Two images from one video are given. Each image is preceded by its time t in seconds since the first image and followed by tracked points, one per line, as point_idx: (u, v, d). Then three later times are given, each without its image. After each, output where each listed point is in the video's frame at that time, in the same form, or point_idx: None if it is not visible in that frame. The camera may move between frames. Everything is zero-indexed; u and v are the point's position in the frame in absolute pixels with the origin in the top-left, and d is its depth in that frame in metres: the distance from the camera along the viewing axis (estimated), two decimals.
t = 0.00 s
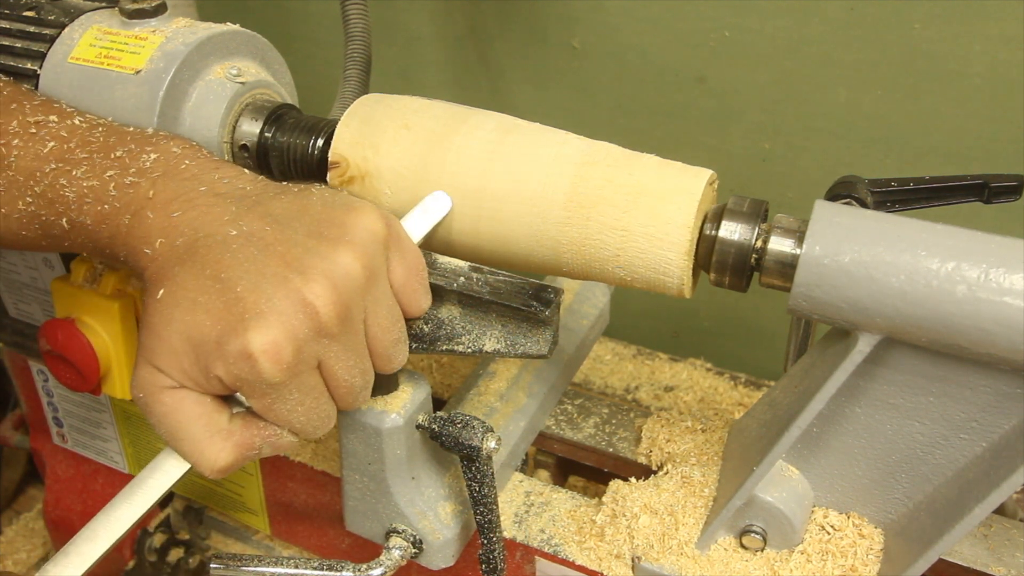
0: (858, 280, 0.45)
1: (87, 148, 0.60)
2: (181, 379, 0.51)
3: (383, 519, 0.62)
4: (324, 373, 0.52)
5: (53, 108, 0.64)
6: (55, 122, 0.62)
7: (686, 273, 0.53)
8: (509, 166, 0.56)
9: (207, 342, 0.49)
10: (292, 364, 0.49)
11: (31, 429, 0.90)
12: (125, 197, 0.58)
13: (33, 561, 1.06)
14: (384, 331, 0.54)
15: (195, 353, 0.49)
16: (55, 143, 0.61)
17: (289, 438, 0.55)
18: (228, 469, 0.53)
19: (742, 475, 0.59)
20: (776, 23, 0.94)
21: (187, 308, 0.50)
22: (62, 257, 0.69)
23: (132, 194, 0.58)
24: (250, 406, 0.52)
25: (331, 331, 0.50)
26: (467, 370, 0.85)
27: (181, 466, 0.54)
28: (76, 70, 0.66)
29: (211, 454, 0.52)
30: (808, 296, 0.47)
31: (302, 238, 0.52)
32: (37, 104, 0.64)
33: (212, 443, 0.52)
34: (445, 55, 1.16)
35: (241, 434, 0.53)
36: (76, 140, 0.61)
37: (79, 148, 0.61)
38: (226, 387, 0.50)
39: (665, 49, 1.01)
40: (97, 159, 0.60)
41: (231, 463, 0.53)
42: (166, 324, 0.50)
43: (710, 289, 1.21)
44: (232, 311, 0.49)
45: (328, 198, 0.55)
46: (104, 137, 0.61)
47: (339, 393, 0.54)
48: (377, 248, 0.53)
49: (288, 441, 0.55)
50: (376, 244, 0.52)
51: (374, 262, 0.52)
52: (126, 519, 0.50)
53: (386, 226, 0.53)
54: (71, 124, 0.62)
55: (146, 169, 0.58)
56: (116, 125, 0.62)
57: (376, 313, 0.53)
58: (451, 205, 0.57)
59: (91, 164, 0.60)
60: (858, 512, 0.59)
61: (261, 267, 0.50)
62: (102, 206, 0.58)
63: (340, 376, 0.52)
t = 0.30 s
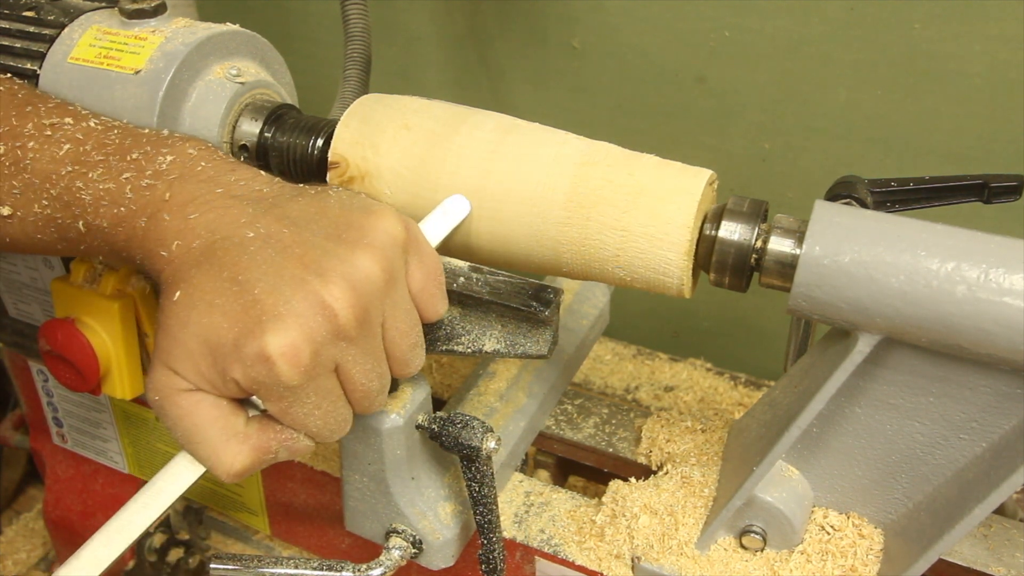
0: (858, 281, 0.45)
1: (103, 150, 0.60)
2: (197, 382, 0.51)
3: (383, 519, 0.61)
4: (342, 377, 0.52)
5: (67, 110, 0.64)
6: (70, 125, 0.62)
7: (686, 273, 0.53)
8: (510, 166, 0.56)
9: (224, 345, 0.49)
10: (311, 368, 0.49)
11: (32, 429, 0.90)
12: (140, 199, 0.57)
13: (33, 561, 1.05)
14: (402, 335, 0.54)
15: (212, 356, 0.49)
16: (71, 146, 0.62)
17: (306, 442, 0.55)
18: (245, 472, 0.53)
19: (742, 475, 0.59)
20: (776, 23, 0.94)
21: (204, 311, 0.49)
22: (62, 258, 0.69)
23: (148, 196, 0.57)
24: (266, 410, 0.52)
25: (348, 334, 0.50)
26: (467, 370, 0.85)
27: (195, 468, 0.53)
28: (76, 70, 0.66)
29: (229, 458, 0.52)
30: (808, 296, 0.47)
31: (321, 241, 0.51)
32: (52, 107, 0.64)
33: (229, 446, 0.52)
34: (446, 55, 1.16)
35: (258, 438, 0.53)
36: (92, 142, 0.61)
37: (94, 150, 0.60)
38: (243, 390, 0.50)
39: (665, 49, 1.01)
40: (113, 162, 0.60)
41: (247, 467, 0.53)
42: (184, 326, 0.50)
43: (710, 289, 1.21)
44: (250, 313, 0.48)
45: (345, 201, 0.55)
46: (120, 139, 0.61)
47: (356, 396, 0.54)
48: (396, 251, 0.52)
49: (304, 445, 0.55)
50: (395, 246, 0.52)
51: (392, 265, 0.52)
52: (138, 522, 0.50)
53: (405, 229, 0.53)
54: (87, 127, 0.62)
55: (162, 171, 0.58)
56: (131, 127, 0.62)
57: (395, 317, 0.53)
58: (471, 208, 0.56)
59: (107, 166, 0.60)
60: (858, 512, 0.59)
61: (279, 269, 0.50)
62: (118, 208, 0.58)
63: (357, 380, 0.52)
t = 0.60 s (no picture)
0: (858, 281, 0.45)
1: (113, 152, 0.60)
2: (213, 384, 0.51)
3: (383, 519, 0.61)
4: (357, 380, 0.52)
5: (75, 112, 0.64)
6: (80, 126, 0.62)
7: (686, 273, 0.53)
8: (510, 166, 0.56)
9: (238, 347, 0.48)
10: (328, 371, 0.49)
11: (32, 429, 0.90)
12: (152, 201, 0.57)
13: (33, 561, 1.05)
14: (416, 338, 0.54)
15: (227, 358, 0.49)
16: (80, 148, 0.61)
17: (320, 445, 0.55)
18: (259, 477, 0.53)
19: (742, 475, 0.59)
20: (776, 23, 0.94)
21: (218, 313, 0.49)
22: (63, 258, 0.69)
23: (160, 198, 0.57)
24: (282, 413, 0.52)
25: (364, 337, 0.50)
26: (467, 370, 0.85)
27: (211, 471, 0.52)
28: (76, 70, 0.66)
29: (244, 462, 0.52)
30: (807, 296, 0.47)
31: (335, 243, 0.51)
32: (60, 109, 0.64)
33: (245, 449, 0.52)
34: (446, 55, 1.16)
35: (275, 442, 0.53)
36: (101, 144, 0.61)
37: (104, 153, 0.60)
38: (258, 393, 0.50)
39: (665, 49, 1.01)
40: (124, 164, 0.59)
41: (262, 470, 0.52)
42: (198, 329, 0.50)
43: (709, 289, 1.21)
44: (266, 316, 0.48)
45: (359, 203, 0.54)
46: (130, 140, 0.61)
47: (370, 399, 0.54)
48: (412, 253, 0.52)
49: (319, 449, 0.55)
50: (411, 249, 0.52)
51: (408, 268, 0.52)
52: (152, 526, 0.50)
53: (420, 232, 0.53)
54: (96, 128, 0.62)
55: (174, 173, 0.58)
56: (141, 129, 0.62)
57: (410, 320, 0.53)
58: (485, 210, 0.56)
59: (118, 168, 0.59)
60: (858, 512, 0.59)
61: (293, 272, 0.50)
62: (129, 210, 0.58)
63: (373, 383, 0.52)
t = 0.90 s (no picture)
0: (857, 281, 0.45)
1: (106, 159, 0.60)
2: (200, 381, 0.51)
3: (382, 519, 0.61)
4: (344, 375, 0.52)
5: (69, 119, 0.64)
6: (73, 133, 0.63)
7: (685, 273, 0.53)
8: (509, 166, 0.56)
9: (221, 344, 0.48)
10: (310, 364, 0.49)
11: (31, 429, 0.90)
12: (144, 206, 0.57)
13: (33, 561, 1.05)
14: (405, 334, 0.54)
15: (210, 356, 0.49)
16: (74, 154, 0.62)
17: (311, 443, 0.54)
18: (246, 474, 0.53)
19: (742, 475, 0.59)
20: (776, 23, 0.94)
21: (202, 310, 0.49)
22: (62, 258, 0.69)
23: (151, 204, 0.57)
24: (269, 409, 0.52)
25: (347, 331, 0.50)
26: (466, 370, 0.85)
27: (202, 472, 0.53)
28: (76, 70, 0.66)
29: (229, 457, 0.51)
30: (806, 295, 0.47)
31: (320, 240, 0.51)
32: (53, 116, 0.64)
33: (230, 445, 0.51)
34: (445, 55, 1.16)
35: (261, 437, 0.52)
36: (95, 151, 0.61)
37: (98, 159, 0.61)
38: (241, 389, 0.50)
39: (665, 49, 1.01)
40: (117, 170, 0.60)
41: (249, 468, 0.52)
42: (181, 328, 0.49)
43: (709, 289, 1.21)
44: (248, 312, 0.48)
45: (347, 202, 0.54)
46: (123, 147, 0.61)
47: (359, 395, 0.54)
48: (399, 251, 0.52)
49: (308, 447, 0.54)
50: (398, 247, 0.52)
51: (395, 265, 0.52)
52: (142, 529, 0.50)
53: (407, 228, 0.52)
54: (89, 135, 0.62)
55: (166, 178, 0.58)
56: (133, 135, 0.62)
57: (398, 316, 0.53)
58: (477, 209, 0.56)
59: (111, 175, 0.59)
60: (858, 512, 0.59)
61: (277, 268, 0.50)
62: (122, 216, 0.58)
63: (359, 378, 0.52)
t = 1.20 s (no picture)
0: (857, 281, 0.45)
1: (87, 162, 0.61)
2: (173, 373, 0.51)
3: (382, 519, 0.61)
4: (315, 365, 0.52)
5: (55, 124, 0.65)
6: (57, 137, 0.63)
7: (685, 273, 0.53)
8: (508, 166, 0.56)
9: (188, 335, 0.49)
10: (276, 351, 0.49)
11: (31, 429, 0.90)
12: (122, 209, 0.58)
13: (33, 561, 1.05)
14: (376, 327, 0.54)
15: (178, 347, 0.49)
16: (56, 158, 0.62)
17: (276, 451, 0.53)
18: (208, 474, 0.51)
19: (742, 475, 0.59)
20: (775, 23, 0.94)
21: (171, 302, 0.50)
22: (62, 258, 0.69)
23: (129, 206, 0.58)
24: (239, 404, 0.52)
25: (314, 319, 0.50)
26: (466, 370, 0.85)
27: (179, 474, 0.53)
28: (76, 70, 0.66)
29: (190, 453, 0.50)
30: (806, 296, 0.47)
31: (288, 233, 0.52)
32: (40, 121, 0.65)
33: (194, 442, 0.51)
34: (445, 55, 1.16)
35: (222, 438, 0.51)
36: (77, 154, 0.62)
37: (80, 162, 0.61)
38: (210, 379, 0.50)
39: (664, 49, 1.01)
40: (97, 173, 0.60)
41: (210, 467, 0.51)
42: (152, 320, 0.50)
43: (709, 289, 1.21)
44: (213, 301, 0.49)
45: (318, 198, 0.54)
46: (104, 150, 0.62)
47: (332, 387, 0.53)
48: (366, 244, 0.52)
49: (274, 458, 0.53)
50: (365, 240, 0.52)
51: (362, 257, 0.52)
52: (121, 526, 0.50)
53: (377, 221, 0.53)
54: (72, 139, 0.63)
55: (144, 180, 0.58)
56: (116, 138, 0.63)
57: (368, 308, 0.53)
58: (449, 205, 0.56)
59: (91, 178, 0.60)
60: (858, 512, 0.59)
61: (243, 258, 0.50)
62: (102, 219, 0.58)
63: (330, 368, 0.52)
